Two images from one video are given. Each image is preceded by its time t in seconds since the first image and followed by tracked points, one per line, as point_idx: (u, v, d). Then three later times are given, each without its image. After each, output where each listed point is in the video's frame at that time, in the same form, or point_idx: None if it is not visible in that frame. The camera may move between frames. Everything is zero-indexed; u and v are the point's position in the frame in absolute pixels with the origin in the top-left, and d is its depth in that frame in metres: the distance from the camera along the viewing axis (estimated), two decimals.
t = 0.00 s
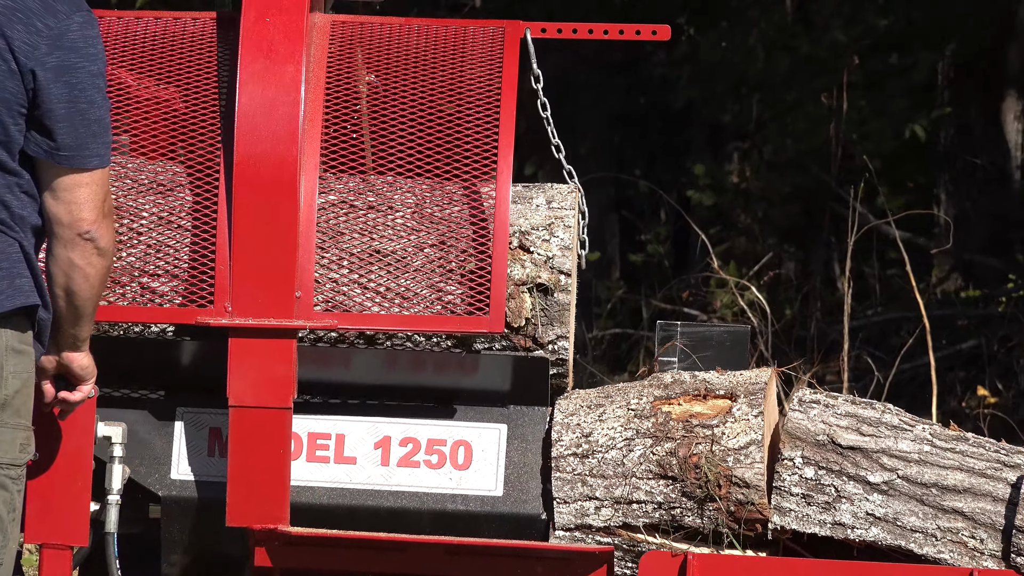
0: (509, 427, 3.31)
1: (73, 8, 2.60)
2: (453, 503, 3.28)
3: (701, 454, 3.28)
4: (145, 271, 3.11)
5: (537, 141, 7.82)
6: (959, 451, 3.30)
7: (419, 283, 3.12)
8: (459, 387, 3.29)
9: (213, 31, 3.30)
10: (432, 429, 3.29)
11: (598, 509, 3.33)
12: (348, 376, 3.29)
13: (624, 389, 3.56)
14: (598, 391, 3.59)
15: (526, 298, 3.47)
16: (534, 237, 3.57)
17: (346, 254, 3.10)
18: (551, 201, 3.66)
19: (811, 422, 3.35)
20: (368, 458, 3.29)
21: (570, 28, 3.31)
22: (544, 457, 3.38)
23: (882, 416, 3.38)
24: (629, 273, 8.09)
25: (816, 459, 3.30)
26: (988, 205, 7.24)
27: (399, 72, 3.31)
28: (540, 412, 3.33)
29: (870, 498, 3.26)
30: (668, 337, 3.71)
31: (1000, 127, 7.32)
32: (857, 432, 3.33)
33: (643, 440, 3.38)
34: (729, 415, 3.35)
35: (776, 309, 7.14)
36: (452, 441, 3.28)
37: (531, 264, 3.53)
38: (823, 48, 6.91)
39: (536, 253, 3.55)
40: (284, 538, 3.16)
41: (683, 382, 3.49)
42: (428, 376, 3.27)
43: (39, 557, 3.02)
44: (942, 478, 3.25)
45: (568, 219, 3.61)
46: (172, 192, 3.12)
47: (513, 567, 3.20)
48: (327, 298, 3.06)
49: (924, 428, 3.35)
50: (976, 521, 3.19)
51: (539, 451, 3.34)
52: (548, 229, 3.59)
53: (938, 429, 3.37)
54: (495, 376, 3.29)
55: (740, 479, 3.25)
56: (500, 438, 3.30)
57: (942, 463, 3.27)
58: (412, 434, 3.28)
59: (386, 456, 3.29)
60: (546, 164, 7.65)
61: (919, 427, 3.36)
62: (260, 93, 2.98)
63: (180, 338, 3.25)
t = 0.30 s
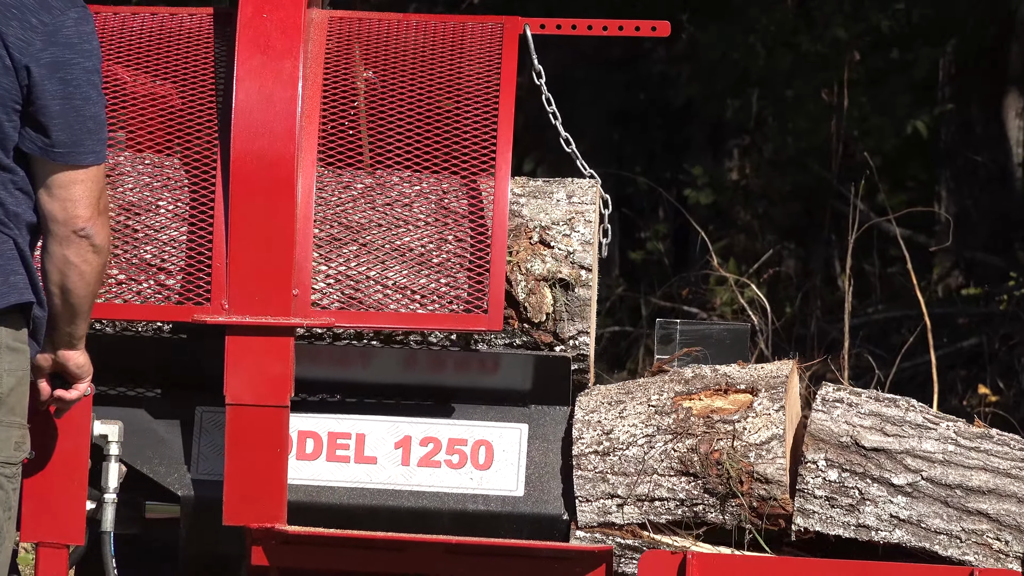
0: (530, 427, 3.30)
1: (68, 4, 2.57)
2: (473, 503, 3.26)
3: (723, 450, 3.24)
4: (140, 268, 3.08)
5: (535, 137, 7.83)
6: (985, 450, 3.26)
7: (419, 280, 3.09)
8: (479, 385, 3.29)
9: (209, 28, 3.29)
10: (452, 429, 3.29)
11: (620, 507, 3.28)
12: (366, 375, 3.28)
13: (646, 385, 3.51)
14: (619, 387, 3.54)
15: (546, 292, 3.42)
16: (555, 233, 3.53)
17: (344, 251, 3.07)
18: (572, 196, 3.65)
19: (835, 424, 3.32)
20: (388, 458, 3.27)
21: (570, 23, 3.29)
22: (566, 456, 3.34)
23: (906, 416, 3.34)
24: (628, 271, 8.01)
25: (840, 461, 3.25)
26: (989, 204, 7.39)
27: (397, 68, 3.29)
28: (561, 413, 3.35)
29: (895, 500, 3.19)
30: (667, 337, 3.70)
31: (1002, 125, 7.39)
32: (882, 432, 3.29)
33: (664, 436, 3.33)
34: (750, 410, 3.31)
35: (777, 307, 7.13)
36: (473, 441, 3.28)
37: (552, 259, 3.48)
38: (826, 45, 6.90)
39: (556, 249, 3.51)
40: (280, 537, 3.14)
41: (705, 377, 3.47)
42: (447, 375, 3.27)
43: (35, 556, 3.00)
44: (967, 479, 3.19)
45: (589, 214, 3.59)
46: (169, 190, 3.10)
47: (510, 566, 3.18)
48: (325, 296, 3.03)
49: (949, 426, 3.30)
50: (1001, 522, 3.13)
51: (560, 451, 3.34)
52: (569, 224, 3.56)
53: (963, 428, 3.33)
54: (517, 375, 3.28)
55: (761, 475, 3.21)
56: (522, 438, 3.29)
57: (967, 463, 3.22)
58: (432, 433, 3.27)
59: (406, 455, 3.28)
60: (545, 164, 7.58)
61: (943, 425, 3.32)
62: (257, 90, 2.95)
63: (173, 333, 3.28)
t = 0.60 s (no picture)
0: (551, 427, 3.30)
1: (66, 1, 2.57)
2: (494, 503, 3.26)
3: (741, 450, 3.20)
4: (139, 267, 3.08)
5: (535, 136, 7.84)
6: (986, 465, 3.19)
7: (418, 280, 3.09)
8: (502, 387, 3.28)
9: (208, 26, 3.28)
10: (474, 429, 3.28)
11: (637, 500, 3.24)
12: (388, 376, 3.26)
13: (668, 380, 3.47)
14: (640, 380, 3.50)
15: (568, 284, 3.39)
16: (576, 225, 3.47)
17: (343, 250, 3.07)
18: (593, 188, 3.58)
19: (832, 469, 3.20)
20: (410, 458, 3.27)
21: (570, 23, 3.28)
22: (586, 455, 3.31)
23: (902, 443, 3.25)
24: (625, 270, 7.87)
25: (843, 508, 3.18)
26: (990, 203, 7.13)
27: (396, 68, 3.29)
28: (582, 413, 3.33)
29: (904, 535, 3.17)
30: (666, 336, 3.69)
31: (1001, 124, 7.36)
32: (880, 468, 3.20)
33: (683, 433, 3.27)
34: (771, 410, 3.28)
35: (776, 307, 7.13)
36: (495, 441, 3.27)
37: (573, 251, 3.42)
38: (825, 44, 7.08)
39: (577, 241, 3.44)
40: (280, 536, 3.14)
41: (729, 377, 3.43)
42: (469, 376, 3.25)
43: (34, 557, 3.00)
44: (973, 500, 3.15)
45: (609, 207, 3.52)
46: (168, 189, 3.10)
47: (509, 566, 3.18)
48: (324, 296, 3.03)
49: (947, 445, 3.23)
50: (1013, 538, 3.12)
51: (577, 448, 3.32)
52: (589, 216, 3.49)
53: (961, 442, 3.26)
54: (539, 375, 3.25)
55: (779, 475, 3.18)
56: (543, 438, 3.28)
57: (971, 483, 3.17)
58: (454, 434, 3.26)
59: (428, 456, 3.27)
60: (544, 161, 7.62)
61: (941, 445, 3.24)
62: (256, 89, 2.95)
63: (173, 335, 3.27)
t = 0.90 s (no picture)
0: (575, 429, 3.28)
1: None
2: (519, 505, 3.21)
3: (770, 461, 3.18)
4: (140, 267, 3.08)
5: (535, 135, 7.85)
6: (1010, 481, 3.16)
7: (419, 282, 3.09)
8: (528, 388, 3.27)
9: (209, 27, 3.28)
10: (498, 431, 3.24)
11: (661, 504, 3.21)
12: (411, 377, 3.27)
13: (693, 381, 3.41)
14: (670, 381, 3.42)
15: (589, 281, 3.29)
16: (596, 221, 3.38)
17: (344, 252, 3.08)
18: (615, 184, 3.48)
19: (856, 498, 3.15)
20: (434, 460, 3.23)
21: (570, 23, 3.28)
22: (611, 459, 3.28)
23: (926, 462, 3.20)
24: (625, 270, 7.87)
25: (869, 536, 3.16)
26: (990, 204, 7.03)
27: (396, 69, 3.29)
28: (606, 415, 3.31)
29: (931, 556, 3.17)
30: (667, 337, 3.68)
31: (1002, 124, 7.30)
32: (904, 492, 3.17)
33: (710, 439, 3.24)
34: (799, 420, 3.24)
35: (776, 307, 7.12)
36: (518, 443, 3.23)
37: (594, 248, 3.33)
38: (825, 43, 7.16)
39: (598, 237, 3.35)
40: (282, 536, 3.15)
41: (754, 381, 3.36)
42: (493, 377, 3.25)
43: (34, 557, 3.00)
44: (998, 521, 3.14)
45: (631, 203, 3.42)
46: (167, 189, 3.10)
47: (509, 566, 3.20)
48: (325, 297, 3.04)
49: (971, 462, 3.19)
50: None
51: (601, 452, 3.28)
52: (610, 212, 3.40)
53: (984, 455, 3.21)
54: (563, 375, 3.27)
55: (805, 488, 3.16)
56: (567, 440, 3.26)
57: (995, 503, 3.15)
58: (478, 436, 3.23)
59: (452, 457, 3.23)
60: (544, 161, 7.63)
61: (965, 460, 3.20)
62: (257, 90, 2.95)
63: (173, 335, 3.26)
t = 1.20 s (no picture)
0: (579, 430, 3.27)
1: None
2: (522, 506, 3.23)
3: (776, 464, 3.18)
4: (140, 268, 3.08)
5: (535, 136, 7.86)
6: (1017, 498, 3.16)
7: (420, 283, 3.09)
8: (531, 389, 3.26)
9: (209, 28, 3.28)
10: (501, 431, 3.25)
11: (665, 505, 3.21)
12: (414, 379, 3.27)
13: (700, 384, 3.41)
14: (674, 384, 3.42)
15: (592, 284, 3.25)
16: (599, 224, 3.34)
17: (345, 253, 3.08)
18: (617, 186, 3.43)
19: (862, 512, 3.16)
20: (437, 461, 3.24)
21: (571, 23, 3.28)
22: (616, 461, 3.27)
23: (933, 475, 3.20)
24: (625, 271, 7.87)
25: (873, 549, 3.19)
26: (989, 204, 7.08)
27: (396, 70, 3.29)
28: (610, 415, 3.31)
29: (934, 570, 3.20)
30: (668, 337, 3.67)
31: (1001, 124, 7.19)
32: (910, 506, 3.18)
33: (717, 442, 3.23)
34: (805, 424, 3.24)
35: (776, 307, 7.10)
36: (522, 444, 3.24)
37: (596, 251, 3.29)
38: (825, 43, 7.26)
39: (600, 240, 3.31)
40: (281, 537, 3.15)
41: (759, 384, 3.36)
42: (497, 378, 3.25)
43: (35, 557, 3.00)
44: (1003, 538, 3.15)
45: (634, 205, 3.38)
46: (167, 190, 3.10)
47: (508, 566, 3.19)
48: (326, 297, 3.04)
49: (978, 477, 3.18)
50: None
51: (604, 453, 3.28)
52: (613, 214, 3.36)
53: (990, 470, 3.20)
54: (566, 376, 3.26)
55: (811, 493, 3.17)
56: (571, 441, 3.26)
57: (1001, 520, 3.15)
58: (481, 436, 3.24)
59: (456, 458, 3.24)
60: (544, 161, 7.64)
61: (972, 473, 3.19)
62: (258, 90, 2.95)
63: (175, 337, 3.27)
